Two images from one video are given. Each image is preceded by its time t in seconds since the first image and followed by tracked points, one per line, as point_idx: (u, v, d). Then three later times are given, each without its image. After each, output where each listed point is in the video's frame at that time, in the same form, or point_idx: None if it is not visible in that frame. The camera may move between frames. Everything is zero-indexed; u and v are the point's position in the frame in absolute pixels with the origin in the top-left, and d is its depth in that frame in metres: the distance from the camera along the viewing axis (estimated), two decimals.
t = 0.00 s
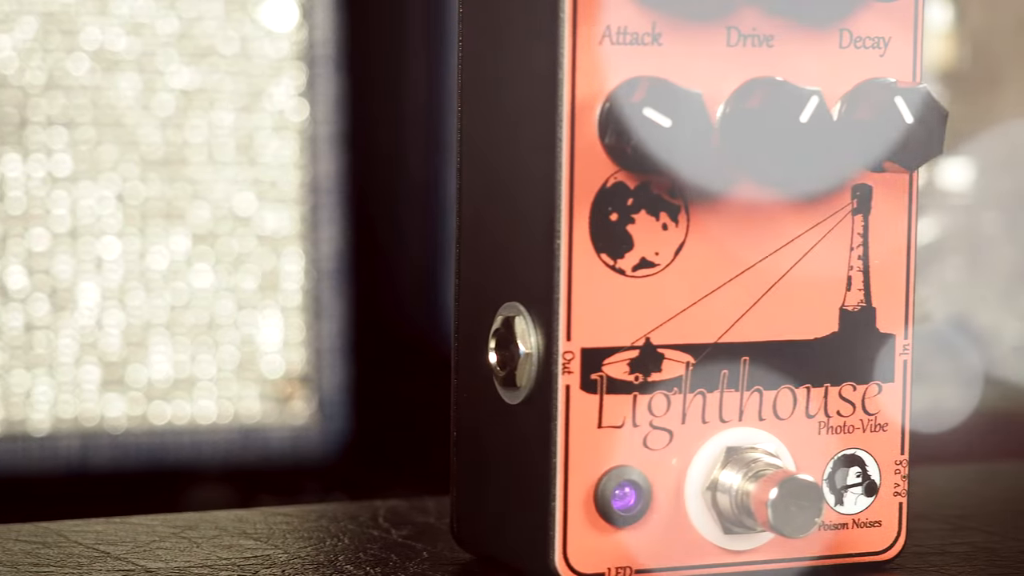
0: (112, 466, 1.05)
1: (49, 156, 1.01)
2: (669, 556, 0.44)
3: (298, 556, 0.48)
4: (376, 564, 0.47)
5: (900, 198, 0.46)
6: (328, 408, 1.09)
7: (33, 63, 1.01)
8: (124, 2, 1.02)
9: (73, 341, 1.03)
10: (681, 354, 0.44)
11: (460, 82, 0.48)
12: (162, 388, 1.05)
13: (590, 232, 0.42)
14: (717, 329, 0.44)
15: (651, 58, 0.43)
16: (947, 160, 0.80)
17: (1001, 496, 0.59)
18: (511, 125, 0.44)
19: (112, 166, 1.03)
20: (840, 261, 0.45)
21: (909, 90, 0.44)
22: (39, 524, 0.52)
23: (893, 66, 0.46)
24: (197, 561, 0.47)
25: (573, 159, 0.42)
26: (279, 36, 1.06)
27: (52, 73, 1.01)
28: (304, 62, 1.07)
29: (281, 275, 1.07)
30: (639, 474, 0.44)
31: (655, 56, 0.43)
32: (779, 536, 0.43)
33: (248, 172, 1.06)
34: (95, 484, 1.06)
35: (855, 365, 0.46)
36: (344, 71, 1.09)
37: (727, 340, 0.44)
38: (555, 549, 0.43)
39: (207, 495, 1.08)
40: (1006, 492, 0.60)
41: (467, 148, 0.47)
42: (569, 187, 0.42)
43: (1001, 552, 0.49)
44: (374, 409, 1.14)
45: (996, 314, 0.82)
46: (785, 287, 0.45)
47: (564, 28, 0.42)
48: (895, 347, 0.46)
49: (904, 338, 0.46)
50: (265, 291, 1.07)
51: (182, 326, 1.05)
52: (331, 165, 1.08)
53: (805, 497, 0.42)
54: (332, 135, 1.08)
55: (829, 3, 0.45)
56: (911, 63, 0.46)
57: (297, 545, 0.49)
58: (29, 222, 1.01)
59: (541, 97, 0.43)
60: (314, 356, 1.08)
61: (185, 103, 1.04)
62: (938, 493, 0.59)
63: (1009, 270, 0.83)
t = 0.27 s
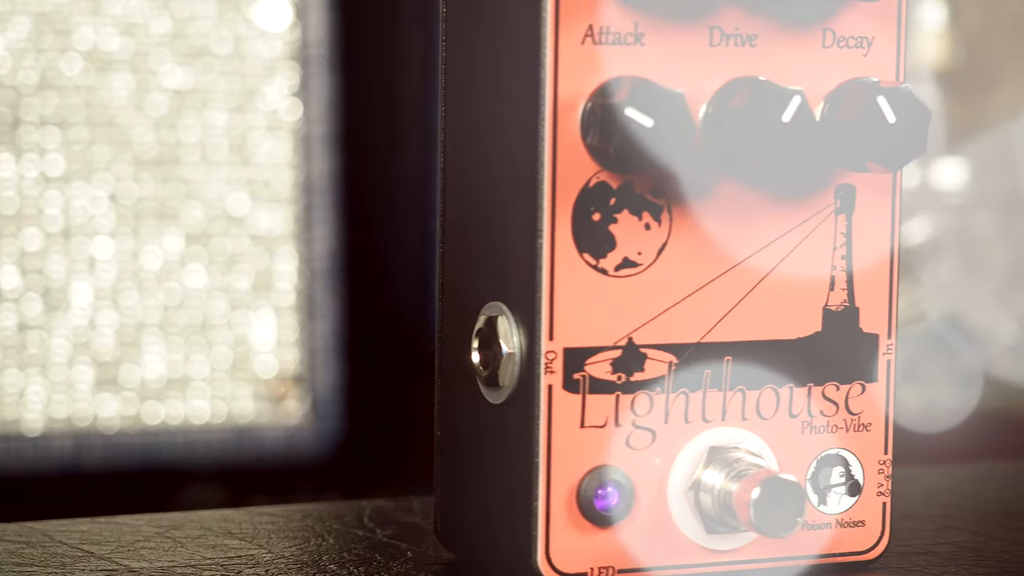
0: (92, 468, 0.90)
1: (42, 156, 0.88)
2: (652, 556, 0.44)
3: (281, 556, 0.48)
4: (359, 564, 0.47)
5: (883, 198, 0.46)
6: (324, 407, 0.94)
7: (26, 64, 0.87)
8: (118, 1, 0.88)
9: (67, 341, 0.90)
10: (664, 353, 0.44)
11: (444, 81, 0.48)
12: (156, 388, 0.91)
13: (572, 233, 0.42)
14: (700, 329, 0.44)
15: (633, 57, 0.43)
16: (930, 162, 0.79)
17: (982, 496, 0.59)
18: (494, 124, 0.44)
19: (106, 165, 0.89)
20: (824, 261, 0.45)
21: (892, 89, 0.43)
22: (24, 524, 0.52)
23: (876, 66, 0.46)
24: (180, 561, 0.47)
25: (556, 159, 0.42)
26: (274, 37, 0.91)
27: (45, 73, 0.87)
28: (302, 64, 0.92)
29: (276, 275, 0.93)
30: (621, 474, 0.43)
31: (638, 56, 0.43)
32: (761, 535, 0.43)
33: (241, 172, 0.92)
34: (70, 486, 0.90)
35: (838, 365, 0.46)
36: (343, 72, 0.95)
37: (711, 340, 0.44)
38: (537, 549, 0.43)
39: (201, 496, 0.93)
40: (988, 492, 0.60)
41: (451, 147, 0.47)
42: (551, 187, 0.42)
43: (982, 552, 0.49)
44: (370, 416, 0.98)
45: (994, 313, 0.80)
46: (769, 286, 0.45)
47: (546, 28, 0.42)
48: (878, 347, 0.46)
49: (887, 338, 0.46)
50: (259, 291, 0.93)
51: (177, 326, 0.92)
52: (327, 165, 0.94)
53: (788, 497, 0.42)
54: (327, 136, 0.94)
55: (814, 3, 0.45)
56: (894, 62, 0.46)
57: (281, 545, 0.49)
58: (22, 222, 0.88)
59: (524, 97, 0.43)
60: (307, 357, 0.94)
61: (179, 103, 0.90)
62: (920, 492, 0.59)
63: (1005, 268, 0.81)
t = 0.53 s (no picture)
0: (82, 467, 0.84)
1: (37, 156, 0.82)
2: (636, 556, 0.44)
3: (266, 555, 0.48)
4: (344, 564, 0.47)
5: (868, 198, 0.46)
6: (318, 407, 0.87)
7: (19, 63, 0.82)
8: None
9: (60, 341, 0.84)
10: (648, 353, 0.44)
11: (429, 80, 0.48)
12: (149, 388, 0.85)
13: (555, 232, 0.42)
14: (684, 329, 0.44)
15: (616, 57, 0.43)
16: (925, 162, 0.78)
17: (966, 496, 0.59)
18: (477, 124, 0.44)
19: (99, 165, 0.84)
20: (808, 261, 0.45)
21: (876, 88, 0.43)
22: (11, 523, 0.52)
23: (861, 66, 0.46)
24: (166, 561, 0.47)
25: (539, 159, 0.42)
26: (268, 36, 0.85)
27: (39, 72, 0.82)
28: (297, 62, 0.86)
29: (269, 276, 0.87)
30: (605, 474, 0.43)
31: (621, 56, 0.43)
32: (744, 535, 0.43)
33: (233, 172, 0.86)
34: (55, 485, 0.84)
35: (822, 365, 0.46)
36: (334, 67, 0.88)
37: (695, 339, 0.44)
38: (520, 548, 0.43)
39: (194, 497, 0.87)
40: (973, 492, 0.60)
41: (435, 146, 0.47)
42: (534, 186, 0.42)
43: (966, 552, 0.49)
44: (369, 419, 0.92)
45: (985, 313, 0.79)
46: (753, 286, 0.45)
47: (529, 28, 0.42)
48: (863, 347, 0.46)
49: (872, 338, 0.46)
50: (252, 291, 0.87)
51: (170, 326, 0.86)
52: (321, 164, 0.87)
53: (771, 497, 0.42)
54: (322, 135, 0.87)
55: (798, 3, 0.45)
56: (878, 62, 0.46)
57: (267, 545, 0.49)
58: (16, 222, 0.82)
59: (507, 97, 0.43)
60: (301, 357, 0.87)
61: (172, 103, 0.85)
62: (904, 492, 0.60)
63: (1000, 268, 0.79)
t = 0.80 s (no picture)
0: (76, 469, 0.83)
1: (30, 156, 0.81)
2: (620, 555, 0.44)
3: (252, 555, 0.48)
4: (329, 564, 0.47)
5: (852, 198, 0.46)
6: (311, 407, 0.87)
7: (12, 63, 0.80)
8: None
9: (54, 341, 0.83)
10: (632, 353, 0.44)
11: (414, 79, 0.48)
12: (143, 387, 0.84)
13: (539, 232, 0.42)
14: (669, 329, 0.44)
15: (601, 57, 0.43)
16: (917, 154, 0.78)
17: (951, 496, 0.59)
18: (462, 123, 0.44)
19: (93, 164, 0.83)
20: (793, 261, 0.45)
21: (861, 89, 0.43)
22: None
23: (846, 65, 0.46)
24: (151, 561, 0.47)
25: (523, 159, 0.42)
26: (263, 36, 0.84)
27: (33, 72, 0.81)
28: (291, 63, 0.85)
29: (264, 275, 0.86)
30: (590, 473, 0.43)
31: (605, 55, 0.43)
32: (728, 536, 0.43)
33: (228, 172, 0.85)
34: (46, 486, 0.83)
35: (807, 365, 0.46)
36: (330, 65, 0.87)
37: (679, 339, 0.44)
38: (505, 548, 0.43)
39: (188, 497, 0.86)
40: (958, 492, 0.60)
41: (420, 146, 0.47)
42: (518, 186, 0.42)
43: (952, 551, 0.49)
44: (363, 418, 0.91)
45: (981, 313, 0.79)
46: (738, 285, 0.45)
47: (513, 28, 0.42)
48: (848, 346, 0.46)
49: (857, 338, 0.46)
50: (246, 291, 0.86)
51: (164, 325, 0.85)
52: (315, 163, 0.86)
53: (754, 497, 0.42)
54: (316, 135, 0.86)
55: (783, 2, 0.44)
56: (864, 61, 0.46)
57: (253, 544, 0.49)
58: (9, 222, 0.81)
59: (491, 97, 0.43)
60: (295, 357, 0.86)
61: (166, 102, 0.83)
62: (889, 491, 0.60)
63: (994, 268, 0.80)
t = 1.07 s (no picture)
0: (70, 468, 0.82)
1: (25, 157, 0.81)
2: (606, 555, 0.44)
3: (238, 555, 0.48)
4: (315, 563, 0.47)
5: (838, 197, 0.46)
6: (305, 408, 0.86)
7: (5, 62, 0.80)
8: None
9: (48, 341, 0.82)
10: (617, 353, 0.44)
11: (400, 79, 0.48)
12: (137, 388, 0.83)
13: (523, 231, 0.43)
14: (654, 328, 0.44)
15: (585, 57, 0.43)
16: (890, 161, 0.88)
17: (934, 500, 0.59)
18: (446, 123, 0.44)
19: (87, 165, 0.82)
20: (778, 261, 0.45)
21: (845, 88, 0.43)
22: None
23: (831, 65, 0.46)
24: (137, 560, 0.47)
25: (507, 159, 0.42)
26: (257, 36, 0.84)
27: (27, 71, 0.80)
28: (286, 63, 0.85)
29: (258, 275, 0.85)
30: (574, 473, 0.43)
31: (589, 55, 0.43)
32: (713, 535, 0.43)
33: (222, 172, 0.84)
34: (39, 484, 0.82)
35: (792, 365, 0.46)
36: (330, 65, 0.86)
37: (664, 339, 0.44)
38: (489, 548, 0.43)
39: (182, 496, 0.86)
40: (941, 495, 0.60)
41: (406, 145, 0.47)
42: (502, 185, 0.42)
43: (937, 555, 0.49)
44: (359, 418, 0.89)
45: (974, 313, 0.92)
46: (723, 285, 0.45)
47: (497, 27, 0.42)
48: (833, 346, 0.46)
49: (842, 338, 0.46)
50: (240, 291, 0.85)
51: (158, 326, 0.84)
52: (310, 162, 0.86)
53: (739, 496, 0.42)
54: (311, 134, 0.86)
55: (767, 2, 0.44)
56: (848, 61, 0.46)
57: (240, 544, 0.49)
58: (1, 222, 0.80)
59: (475, 96, 0.43)
60: (290, 357, 0.86)
61: (160, 102, 0.83)
62: (872, 494, 0.60)
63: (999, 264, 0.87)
